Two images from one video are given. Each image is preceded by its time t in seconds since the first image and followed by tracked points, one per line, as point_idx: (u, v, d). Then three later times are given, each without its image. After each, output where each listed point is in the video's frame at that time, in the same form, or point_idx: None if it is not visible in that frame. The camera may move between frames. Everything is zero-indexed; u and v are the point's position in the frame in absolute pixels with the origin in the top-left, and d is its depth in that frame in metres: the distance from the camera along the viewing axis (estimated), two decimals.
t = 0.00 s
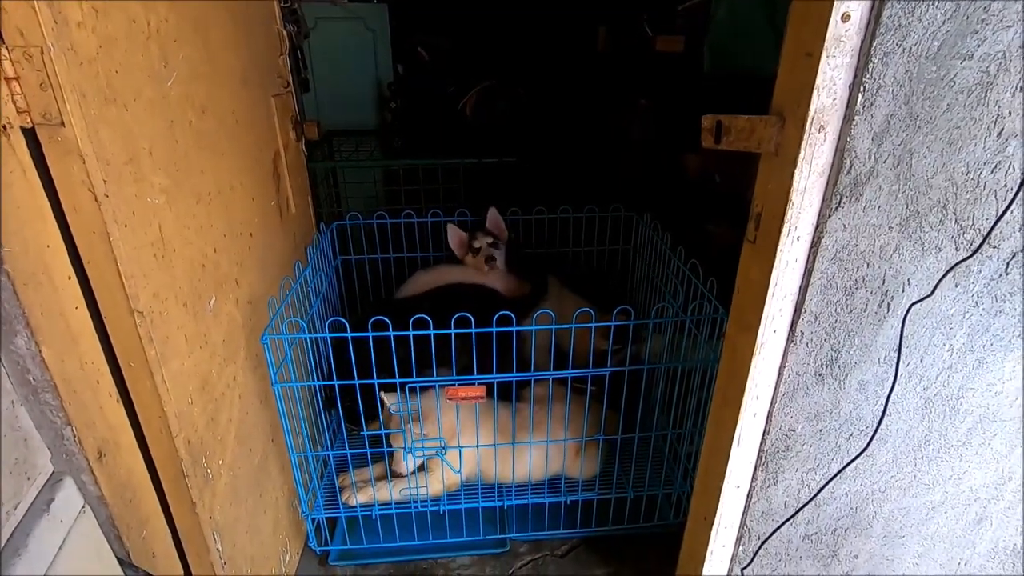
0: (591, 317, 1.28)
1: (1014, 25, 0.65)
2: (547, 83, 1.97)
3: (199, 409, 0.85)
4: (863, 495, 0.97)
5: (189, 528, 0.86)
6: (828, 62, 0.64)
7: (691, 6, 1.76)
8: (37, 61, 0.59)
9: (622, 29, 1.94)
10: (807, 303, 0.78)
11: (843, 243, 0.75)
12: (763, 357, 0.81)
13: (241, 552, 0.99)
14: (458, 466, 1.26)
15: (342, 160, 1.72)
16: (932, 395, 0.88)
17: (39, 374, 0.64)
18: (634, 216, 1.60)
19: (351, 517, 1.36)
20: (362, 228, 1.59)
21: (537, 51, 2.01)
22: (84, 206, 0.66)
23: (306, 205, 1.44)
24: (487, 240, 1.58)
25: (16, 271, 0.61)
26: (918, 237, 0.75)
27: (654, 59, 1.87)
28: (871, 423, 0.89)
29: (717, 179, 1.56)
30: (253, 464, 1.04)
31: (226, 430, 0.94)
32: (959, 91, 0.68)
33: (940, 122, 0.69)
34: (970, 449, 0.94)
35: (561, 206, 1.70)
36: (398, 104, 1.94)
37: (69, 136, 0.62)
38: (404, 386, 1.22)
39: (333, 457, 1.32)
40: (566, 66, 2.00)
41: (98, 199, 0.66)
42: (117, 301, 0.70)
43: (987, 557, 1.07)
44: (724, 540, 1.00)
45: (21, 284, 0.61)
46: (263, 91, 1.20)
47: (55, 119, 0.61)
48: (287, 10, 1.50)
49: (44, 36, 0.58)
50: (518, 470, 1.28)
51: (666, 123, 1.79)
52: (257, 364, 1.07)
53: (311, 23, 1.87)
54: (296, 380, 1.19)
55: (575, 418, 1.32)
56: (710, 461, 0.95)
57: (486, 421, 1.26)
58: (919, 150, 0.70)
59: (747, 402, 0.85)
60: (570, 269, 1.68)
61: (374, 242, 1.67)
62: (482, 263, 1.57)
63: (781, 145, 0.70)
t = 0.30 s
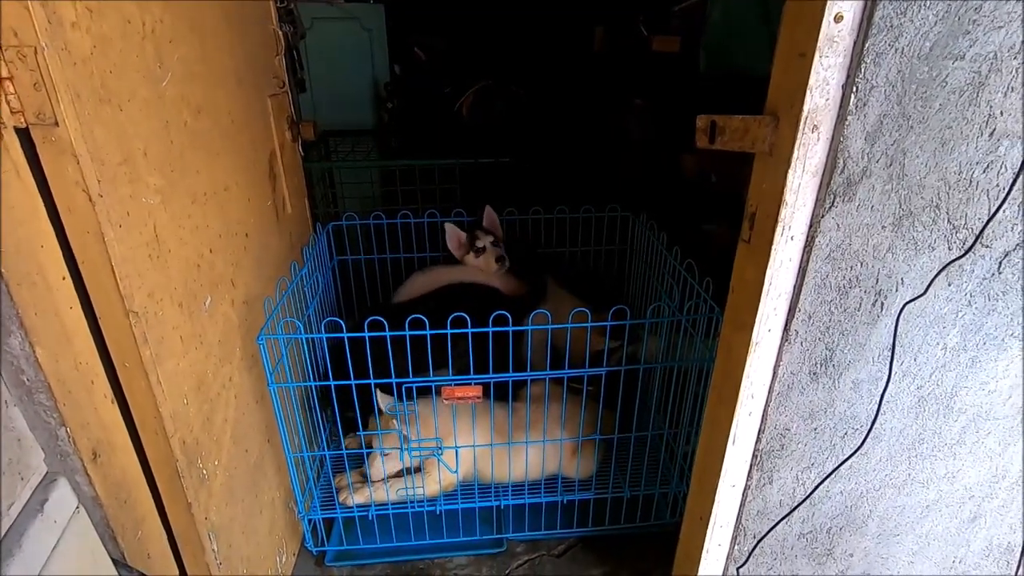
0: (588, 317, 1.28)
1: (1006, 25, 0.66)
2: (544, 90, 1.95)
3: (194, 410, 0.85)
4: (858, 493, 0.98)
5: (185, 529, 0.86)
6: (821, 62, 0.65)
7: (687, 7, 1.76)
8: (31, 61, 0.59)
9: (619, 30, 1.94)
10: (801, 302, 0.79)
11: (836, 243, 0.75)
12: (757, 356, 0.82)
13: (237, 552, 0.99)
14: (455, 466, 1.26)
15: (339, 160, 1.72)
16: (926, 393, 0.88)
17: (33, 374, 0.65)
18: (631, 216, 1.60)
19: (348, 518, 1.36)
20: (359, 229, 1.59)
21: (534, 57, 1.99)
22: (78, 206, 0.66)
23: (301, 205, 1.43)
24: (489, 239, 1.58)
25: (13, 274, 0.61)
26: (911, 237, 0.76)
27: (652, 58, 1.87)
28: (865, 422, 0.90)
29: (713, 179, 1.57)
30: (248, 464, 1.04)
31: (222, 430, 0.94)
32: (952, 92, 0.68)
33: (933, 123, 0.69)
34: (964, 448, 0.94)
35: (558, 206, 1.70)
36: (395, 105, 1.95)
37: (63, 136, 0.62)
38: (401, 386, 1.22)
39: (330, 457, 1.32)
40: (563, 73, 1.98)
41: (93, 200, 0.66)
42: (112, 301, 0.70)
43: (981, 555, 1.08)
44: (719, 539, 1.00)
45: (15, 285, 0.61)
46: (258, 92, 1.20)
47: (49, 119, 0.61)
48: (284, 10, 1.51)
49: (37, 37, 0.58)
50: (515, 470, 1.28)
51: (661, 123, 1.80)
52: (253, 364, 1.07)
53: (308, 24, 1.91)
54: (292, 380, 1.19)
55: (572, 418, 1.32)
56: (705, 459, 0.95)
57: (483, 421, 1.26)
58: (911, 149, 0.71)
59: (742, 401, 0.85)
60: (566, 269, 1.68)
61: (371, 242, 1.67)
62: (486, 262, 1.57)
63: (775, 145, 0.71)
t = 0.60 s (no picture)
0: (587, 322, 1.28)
1: (1002, 33, 0.66)
2: (541, 91, 1.98)
3: (193, 414, 0.85)
4: (857, 498, 0.98)
5: (184, 534, 0.86)
6: (819, 70, 0.65)
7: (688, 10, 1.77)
8: (33, 67, 0.59)
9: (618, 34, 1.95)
10: (800, 307, 0.79)
11: (835, 249, 0.75)
12: (756, 362, 0.82)
13: (236, 557, 0.99)
14: (454, 470, 1.26)
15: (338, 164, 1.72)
16: (925, 399, 0.88)
17: (34, 380, 0.63)
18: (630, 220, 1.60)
19: (347, 522, 1.36)
20: (358, 233, 1.59)
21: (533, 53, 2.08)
22: (79, 211, 0.66)
23: (301, 209, 1.43)
24: (485, 242, 1.58)
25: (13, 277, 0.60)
26: (909, 242, 0.76)
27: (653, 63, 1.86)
28: (864, 427, 0.90)
29: (711, 183, 1.57)
30: (247, 469, 1.04)
31: (221, 434, 0.94)
32: (949, 99, 0.69)
33: (930, 129, 0.70)
34: (963, 453, 0.95)
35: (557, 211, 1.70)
36: (395, 109, 1.95)
37: (65, 142, 0.62)
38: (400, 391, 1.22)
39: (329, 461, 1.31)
40: (561, 73, 2.02)
41: (94, 205, 0.66)
42: (111, 305, 0.70)
43: (980, 560, 1.08)
44: (718, 544, 1.00)
45: (16, 291, 0.60)
46: (258, 95, 1.20)
47: (51, 124, 0.61)
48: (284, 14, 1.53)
49: (40, 43, 0.59)
50: (514, 474, 1.28)
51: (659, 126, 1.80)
52: (252, 368, 1.07)
53: (308, 28, 1.88)
54: (291, 385, 1.19)
55: (570, 422, 1.32)
56: (704, 465, 0.95)
57: (482, 426, 1.26)
58: (909, 156, 0.71)
59: (741, 407, 0.85)
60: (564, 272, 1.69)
61: (370, 246, 1.67)
62: (483, 265, 1.56)
63: (773, 152, 0.71)
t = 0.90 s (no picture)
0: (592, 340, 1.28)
1: (1002, 59, 0.68)
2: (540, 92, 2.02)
3: (202, 428, 0.86)
4: (864, 519, 0.97)
5: (189, 548, 0.86)
6: (822, 94, 0.66)
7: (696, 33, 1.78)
8: (58, 87, 0.61)
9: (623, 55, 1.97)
10: (805, 326, 0.79)
11: (839, 269, 0.76)
12: (761, 381, 0.82)
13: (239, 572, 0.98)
14: (458, 487, 1.25)
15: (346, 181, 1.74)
16: (931, 419, 0.88)
17: (47, 393, 0.64)
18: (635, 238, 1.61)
19: (350, 539, 1.35)
20: (365, 249, 1.60)
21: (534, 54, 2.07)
22: (97, 226, 0.67)
23: (309, 225, 1.45)
24: (489, 254, 1.60)
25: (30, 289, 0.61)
26: (914, 263, 0.77)
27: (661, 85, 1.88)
28: (870, 447, 0.90)
29: (716, 201, 1.58)
30: (253, 483, 1.04)
31: (228, 448, 0.94)
32: (951, 123, 0.70)
33: (933, 152, 0.71)
34: (970, 474, 0.94)
35: (562, 228, 1.72)
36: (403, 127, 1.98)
37: (86, 159, 0.64)
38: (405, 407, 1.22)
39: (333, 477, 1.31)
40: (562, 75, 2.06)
41: (111, 221, 0.67)
42: (125, 319, 0.72)
43: None
44: (725, 564, 0.99)
45: (34, 305, 0.62)
46: (270, 113, 1.22)
47: (73, 142, 0.63)
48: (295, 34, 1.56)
49: (65, 64, 0.60)
50: (518, 492, 1.27)
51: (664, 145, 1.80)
52: (259, 382, 1.08)
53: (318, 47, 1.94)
54: (297, 400, 1.19)
55: (575, 439, 1.31)
56: (710, 483, 0.95)
57: (487, 442, 1.26)
58: (912, 179, 0.72)
59: (747, 425, 0.86)
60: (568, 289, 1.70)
61: (377, 262, 1.68)
62: (491, 277, 1.59)
63: (777, 174, 0.72)
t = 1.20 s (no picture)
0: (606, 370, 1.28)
1: (1013, 108, 0.70)
2: (540, 92, 2.30)
3: (223, 451, 0.87)
4: (881, 560, 0.96)
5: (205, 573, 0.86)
6: (837, 139, 0.68)
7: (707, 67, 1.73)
8: (108, 124, 0.64)
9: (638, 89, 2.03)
10: (820, 364, 0.80)
11: (855, 307, 0.77)
12: (776, 417, 0.83)
13: None
14: (470, 515, 1.25)
15: (364, 207, 1.78)
16: (948, 459, 0.88)
17: (81, 413, 0.72)
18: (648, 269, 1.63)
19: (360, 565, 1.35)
20: (383, 273, 1.64)
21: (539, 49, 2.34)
22: (137, 255, 0.69)
23: (330, 251, 1.49)
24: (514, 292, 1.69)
25: (70, 310, 0.68)
26: (929, 303, 0.78)
27: (666, 115, 1.89)
28: (887, 486, 0.89)
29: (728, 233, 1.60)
30: (268, 506, 1.05)
31: (246, 471, 0.96)
32: (964, 168, 0.72)
33: (946, 196, 0.73)
34: (989, 516, 0.93)
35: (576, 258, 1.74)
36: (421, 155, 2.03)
37: (130, 191, 0.66)
38: (420, 432, 1.23)
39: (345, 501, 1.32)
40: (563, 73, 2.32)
41: (150, 249, 0.69)
42: (158, 346, 0.73)
43: None
44: None
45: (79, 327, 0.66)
46: (297, 144, 1.27)
47: (119, 175, 0.65)
48: (319, 66, 1.62)
49: (117, 102, 0.63)
50: (530, 520, 1.27)
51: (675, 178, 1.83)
52: (279, 405, 1.10)
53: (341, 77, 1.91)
54: (313, 423, 1.21)
55: (587, 468, 1.32)
56: (723, 519, 0.94)
57: (499, 469, 1.26)
58: (926, 221, 0.73)
59: (762, 461, 0.86)
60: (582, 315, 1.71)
61: (394, 287, 1.72)
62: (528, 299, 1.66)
63: (793, 215, 0.74)
